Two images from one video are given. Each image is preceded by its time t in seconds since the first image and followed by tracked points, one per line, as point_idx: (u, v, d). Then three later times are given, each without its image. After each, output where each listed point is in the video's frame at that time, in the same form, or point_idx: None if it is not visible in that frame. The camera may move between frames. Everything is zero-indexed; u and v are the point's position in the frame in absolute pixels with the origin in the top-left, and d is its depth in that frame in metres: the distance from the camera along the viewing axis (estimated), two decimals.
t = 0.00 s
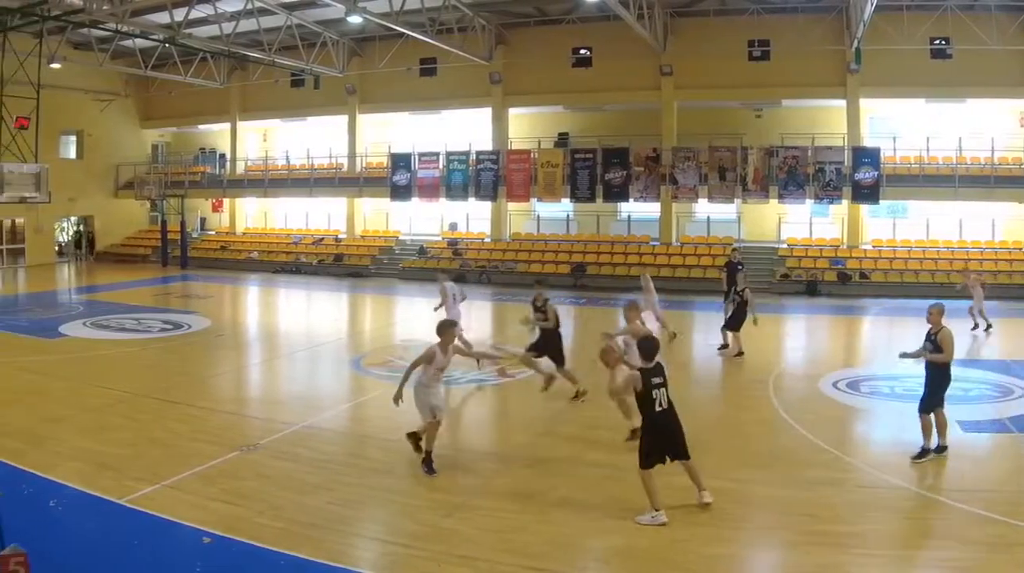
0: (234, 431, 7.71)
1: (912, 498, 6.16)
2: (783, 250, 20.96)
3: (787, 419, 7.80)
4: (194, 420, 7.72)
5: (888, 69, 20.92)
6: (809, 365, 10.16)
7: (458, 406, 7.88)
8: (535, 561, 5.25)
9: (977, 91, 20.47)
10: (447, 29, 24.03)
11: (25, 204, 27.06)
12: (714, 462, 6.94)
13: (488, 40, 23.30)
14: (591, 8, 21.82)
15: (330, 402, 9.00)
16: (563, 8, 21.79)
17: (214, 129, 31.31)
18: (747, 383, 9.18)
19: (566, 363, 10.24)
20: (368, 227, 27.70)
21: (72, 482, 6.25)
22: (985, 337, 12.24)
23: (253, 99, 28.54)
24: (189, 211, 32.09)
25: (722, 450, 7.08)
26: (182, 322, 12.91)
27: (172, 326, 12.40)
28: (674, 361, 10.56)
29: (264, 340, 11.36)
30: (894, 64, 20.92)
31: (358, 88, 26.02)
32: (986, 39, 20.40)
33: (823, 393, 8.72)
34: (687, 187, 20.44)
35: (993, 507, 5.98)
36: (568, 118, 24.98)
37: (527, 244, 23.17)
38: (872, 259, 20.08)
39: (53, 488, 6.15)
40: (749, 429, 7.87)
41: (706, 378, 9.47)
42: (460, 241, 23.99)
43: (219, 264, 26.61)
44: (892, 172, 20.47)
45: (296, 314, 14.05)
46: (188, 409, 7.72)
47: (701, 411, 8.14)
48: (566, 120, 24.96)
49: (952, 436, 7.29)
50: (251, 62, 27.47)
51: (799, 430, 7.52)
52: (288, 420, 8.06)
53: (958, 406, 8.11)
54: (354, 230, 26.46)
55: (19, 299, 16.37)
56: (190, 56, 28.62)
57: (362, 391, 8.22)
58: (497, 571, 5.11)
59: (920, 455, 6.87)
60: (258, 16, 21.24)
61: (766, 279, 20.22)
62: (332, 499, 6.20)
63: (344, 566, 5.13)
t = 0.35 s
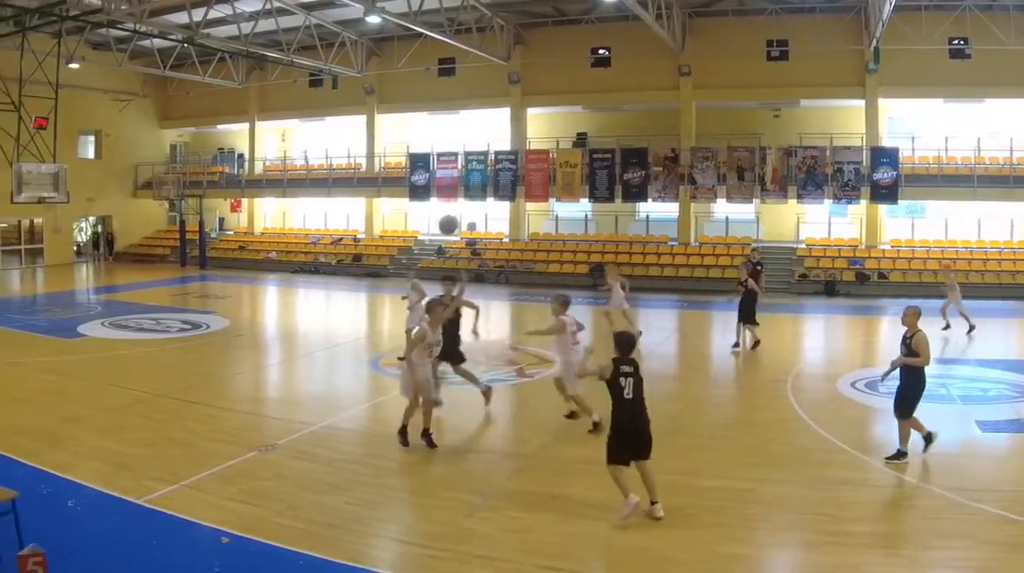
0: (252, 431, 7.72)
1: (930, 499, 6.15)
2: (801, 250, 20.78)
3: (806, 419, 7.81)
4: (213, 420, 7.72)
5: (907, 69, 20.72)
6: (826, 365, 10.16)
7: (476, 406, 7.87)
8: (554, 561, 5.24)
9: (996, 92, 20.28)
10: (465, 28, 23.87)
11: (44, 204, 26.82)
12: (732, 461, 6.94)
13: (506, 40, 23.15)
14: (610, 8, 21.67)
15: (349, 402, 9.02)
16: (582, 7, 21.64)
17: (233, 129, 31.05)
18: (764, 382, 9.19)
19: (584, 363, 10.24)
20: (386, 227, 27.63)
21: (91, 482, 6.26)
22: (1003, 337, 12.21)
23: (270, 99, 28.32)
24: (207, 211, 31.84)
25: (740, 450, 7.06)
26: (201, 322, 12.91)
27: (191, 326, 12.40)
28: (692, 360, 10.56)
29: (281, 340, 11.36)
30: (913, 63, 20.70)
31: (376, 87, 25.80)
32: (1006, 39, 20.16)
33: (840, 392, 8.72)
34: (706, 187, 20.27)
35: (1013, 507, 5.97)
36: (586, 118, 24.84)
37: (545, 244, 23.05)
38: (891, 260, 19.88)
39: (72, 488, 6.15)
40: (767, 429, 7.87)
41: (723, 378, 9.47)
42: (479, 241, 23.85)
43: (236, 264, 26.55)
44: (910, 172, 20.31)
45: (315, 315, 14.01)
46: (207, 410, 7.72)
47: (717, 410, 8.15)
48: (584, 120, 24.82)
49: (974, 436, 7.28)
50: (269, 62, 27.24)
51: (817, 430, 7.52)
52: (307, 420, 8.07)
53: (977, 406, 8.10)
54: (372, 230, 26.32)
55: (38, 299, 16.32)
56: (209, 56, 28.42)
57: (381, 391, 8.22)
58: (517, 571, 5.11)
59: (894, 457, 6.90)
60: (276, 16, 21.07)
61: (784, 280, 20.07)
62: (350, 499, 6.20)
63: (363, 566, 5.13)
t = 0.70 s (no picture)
0: (270, 430, 7.73)
1: (947, 499, 6.15)
2: (820, 250, 20.62)
3: (823, 418, 7.83)
4: (231, 420, 7.74)
5: (926, 69, 20.57)
6: (844, 365, 10.15)
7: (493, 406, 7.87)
8: (572, 561, 5.24)
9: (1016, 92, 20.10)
10: (484, 28, 23.82)
11: (63, 204, 26.72)
12: (751, 461, 6.94)
13: (525, 40, 23.04)
14: (629, 8, 21.57)
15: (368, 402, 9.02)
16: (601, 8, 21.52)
17: (251, 128, 31.01)
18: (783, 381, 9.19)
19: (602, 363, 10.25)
20: (405, 228, 27.59)
21: (110, 482, 6.26)
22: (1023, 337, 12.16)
23: (289, 100, 28.17)
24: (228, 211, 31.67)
25: (757, 450, 7.06)
26: (219, 322, 12.93)
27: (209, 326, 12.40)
28: (710, 360, 10.56)
29: (299, 340, 11.37)
30: (933, 63, 20.55)
31: (396, 88, 25.73)
32: None
33: (858, 393, 8.71)
34: (724, 187, 20.37)
35: None
36: (606, 118, 24.73)
37: (564, 244, 23.00)
38: (910, 260, 19.76)
39: (90, 488, 6.16)
40: (786, 428, 7.87)
41: (741, 379, 9.47)
42: (498, 241, 23.75)
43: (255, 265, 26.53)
44: (930, 172, 20.15)
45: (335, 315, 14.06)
46: (225, 410, 7.73)
47: (735, 410, 8.13)
48: (603, 120, 24.74)
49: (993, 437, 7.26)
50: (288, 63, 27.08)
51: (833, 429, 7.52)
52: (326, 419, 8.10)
53: (997, 407, 8.09)
54: (391, 230, 26.31)
55: (57, 299, 16.31)
56: (228, 56, 28.32)
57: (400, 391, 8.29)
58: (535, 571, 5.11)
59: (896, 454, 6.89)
60: (295, 16, 21.00)
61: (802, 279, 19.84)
62: (368, 499, 6.19)
63: (381, 566, 5.12)
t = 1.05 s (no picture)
0: (289, 431, 7.74)
1: (964, 499, 6.14)
2: (839, 250, 20.45)
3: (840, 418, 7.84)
4: (249, 420, 7.74)
5: (947, 68, 20.34)
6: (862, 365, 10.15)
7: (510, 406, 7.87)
8: (590, 561, 5.24)
9: None
10: (503, 28, 23.67)
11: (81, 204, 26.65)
12: (769, 461, 6.94)
13: (543, 40, 22.82)
14: (647, 8, 21.35)
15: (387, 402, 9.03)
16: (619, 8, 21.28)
17: (270, 128, 30.91)
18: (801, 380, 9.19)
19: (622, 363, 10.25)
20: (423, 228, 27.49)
21: (129, 481, 6.27)
22: None
23: (308, 100, 28.09)
24: (246, 211, 31.57)
25: (775, 450, 7.05)
26: (237, 322, 12.95)
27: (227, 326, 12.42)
28: (729, 361, 10.54)
29: (318, 341, 11.41)
30: (953, 63, 20.31)
31: (414, 87, 25.59)
32: None
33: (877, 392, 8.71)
34: (743, 187, 19.96)
35: None
36: (624, 118, 24.52)
37: (582, 244, 22.88)
38: (929, 260, 19.61)
39: (109, 488, 6.16)
40: (804, 428, 7.86)
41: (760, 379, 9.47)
42: (516, 241, 23.64)
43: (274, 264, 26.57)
44: (948, 172, 19.97)
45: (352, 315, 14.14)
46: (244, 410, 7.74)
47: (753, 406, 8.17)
48: (622, 120, 24.55)
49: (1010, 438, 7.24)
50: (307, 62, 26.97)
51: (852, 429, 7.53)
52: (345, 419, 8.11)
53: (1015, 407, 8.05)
54: (409, 230, 26.27)
55: (76, 299, 16.32)
56: (245, 56, 28.21)
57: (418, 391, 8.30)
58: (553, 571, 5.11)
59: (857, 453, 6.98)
60: (313, 16, 20.92)
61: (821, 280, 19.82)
62: (386, 499, 6.20)
63: (399, 566, 5.13)
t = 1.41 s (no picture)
0: (308, 430, 7.76)
1: (983, 499, 6.13)
2: (857, 250, 20.35)
3: (859, 418, 7.85)
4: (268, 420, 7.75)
5: (966, 69, 20.19)
6: (880, 365, 10.16)
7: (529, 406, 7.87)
8: (608, 561, 5.24)
9: None
10: (521, 28, 23.67)
11: (100, 204, 26.64)
12: (787, 461, 6.94)
13: (562, 40, 22.75)
14: (665, 8, 21.25)
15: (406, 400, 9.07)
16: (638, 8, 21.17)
17: (289, 129, 30.88)
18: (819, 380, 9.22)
19: (640, 363, 10.26)
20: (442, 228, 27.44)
21: (148, 481, 6.28)
22: None
23: (326, 100, 28.07)
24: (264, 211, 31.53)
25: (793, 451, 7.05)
26: (256, 322, 13.05)
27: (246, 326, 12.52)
28: (750, 361, 10.54)
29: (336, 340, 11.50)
30: (972, 63, 20.16)
31: (433, 87, 25.57)
32: None
33: (895, 392, 8.72)
34: (761, 188, 20.06)
35: None
36: (643, 117, 24.43)
37: (601, 244, 22.83)
38: (947, 259, 19.48)
39: (128, 488, 6.17)
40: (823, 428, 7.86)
41: (778, 379, 9.48)
42: (534, 241, 23.58)
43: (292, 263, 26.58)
44: (966, 172, 19.87)
45: (371, 315, 14.27)
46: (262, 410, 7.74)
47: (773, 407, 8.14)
48: (641, 120, 24.46)
49: None
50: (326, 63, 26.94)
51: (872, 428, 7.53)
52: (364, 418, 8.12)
53: None
54: (427, 230, 26.29)
55: (94, 299, 16.34)
56: (263, 56, 28.17)
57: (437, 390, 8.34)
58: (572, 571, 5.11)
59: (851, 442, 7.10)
60: (331, 16, 20.89)
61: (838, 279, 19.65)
62: (404, 499, 6.19)
63: (418, 566, 5.12)
